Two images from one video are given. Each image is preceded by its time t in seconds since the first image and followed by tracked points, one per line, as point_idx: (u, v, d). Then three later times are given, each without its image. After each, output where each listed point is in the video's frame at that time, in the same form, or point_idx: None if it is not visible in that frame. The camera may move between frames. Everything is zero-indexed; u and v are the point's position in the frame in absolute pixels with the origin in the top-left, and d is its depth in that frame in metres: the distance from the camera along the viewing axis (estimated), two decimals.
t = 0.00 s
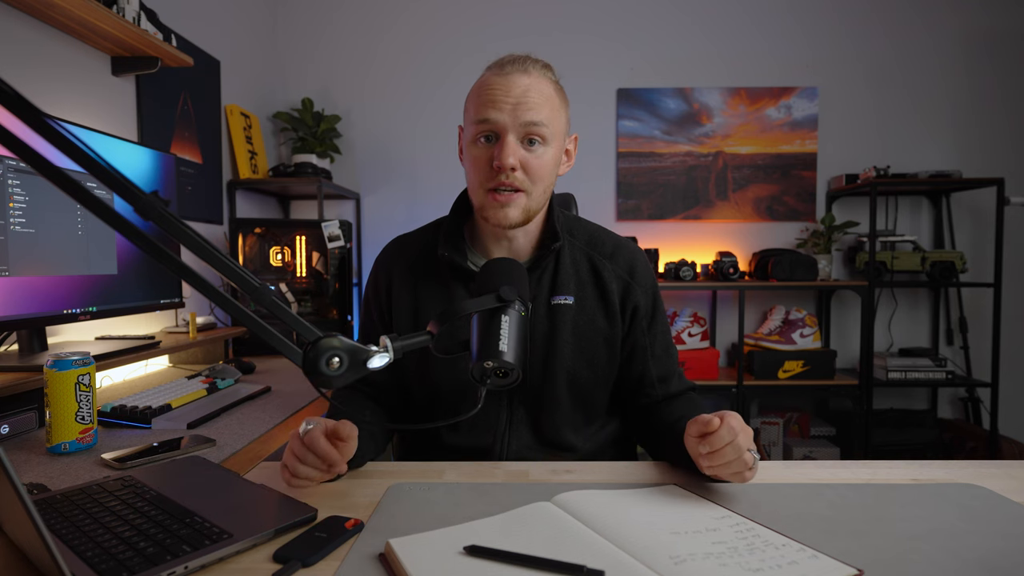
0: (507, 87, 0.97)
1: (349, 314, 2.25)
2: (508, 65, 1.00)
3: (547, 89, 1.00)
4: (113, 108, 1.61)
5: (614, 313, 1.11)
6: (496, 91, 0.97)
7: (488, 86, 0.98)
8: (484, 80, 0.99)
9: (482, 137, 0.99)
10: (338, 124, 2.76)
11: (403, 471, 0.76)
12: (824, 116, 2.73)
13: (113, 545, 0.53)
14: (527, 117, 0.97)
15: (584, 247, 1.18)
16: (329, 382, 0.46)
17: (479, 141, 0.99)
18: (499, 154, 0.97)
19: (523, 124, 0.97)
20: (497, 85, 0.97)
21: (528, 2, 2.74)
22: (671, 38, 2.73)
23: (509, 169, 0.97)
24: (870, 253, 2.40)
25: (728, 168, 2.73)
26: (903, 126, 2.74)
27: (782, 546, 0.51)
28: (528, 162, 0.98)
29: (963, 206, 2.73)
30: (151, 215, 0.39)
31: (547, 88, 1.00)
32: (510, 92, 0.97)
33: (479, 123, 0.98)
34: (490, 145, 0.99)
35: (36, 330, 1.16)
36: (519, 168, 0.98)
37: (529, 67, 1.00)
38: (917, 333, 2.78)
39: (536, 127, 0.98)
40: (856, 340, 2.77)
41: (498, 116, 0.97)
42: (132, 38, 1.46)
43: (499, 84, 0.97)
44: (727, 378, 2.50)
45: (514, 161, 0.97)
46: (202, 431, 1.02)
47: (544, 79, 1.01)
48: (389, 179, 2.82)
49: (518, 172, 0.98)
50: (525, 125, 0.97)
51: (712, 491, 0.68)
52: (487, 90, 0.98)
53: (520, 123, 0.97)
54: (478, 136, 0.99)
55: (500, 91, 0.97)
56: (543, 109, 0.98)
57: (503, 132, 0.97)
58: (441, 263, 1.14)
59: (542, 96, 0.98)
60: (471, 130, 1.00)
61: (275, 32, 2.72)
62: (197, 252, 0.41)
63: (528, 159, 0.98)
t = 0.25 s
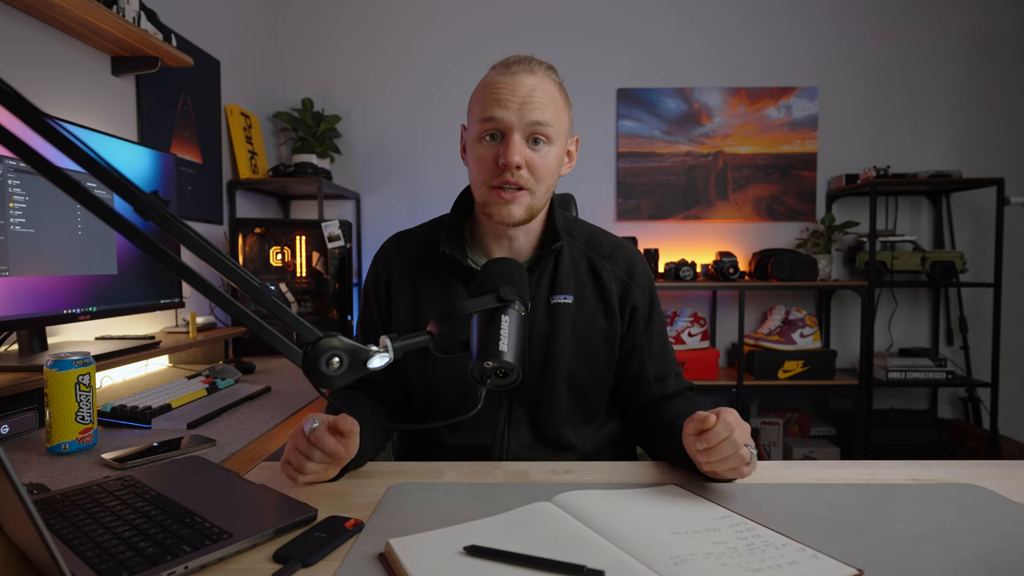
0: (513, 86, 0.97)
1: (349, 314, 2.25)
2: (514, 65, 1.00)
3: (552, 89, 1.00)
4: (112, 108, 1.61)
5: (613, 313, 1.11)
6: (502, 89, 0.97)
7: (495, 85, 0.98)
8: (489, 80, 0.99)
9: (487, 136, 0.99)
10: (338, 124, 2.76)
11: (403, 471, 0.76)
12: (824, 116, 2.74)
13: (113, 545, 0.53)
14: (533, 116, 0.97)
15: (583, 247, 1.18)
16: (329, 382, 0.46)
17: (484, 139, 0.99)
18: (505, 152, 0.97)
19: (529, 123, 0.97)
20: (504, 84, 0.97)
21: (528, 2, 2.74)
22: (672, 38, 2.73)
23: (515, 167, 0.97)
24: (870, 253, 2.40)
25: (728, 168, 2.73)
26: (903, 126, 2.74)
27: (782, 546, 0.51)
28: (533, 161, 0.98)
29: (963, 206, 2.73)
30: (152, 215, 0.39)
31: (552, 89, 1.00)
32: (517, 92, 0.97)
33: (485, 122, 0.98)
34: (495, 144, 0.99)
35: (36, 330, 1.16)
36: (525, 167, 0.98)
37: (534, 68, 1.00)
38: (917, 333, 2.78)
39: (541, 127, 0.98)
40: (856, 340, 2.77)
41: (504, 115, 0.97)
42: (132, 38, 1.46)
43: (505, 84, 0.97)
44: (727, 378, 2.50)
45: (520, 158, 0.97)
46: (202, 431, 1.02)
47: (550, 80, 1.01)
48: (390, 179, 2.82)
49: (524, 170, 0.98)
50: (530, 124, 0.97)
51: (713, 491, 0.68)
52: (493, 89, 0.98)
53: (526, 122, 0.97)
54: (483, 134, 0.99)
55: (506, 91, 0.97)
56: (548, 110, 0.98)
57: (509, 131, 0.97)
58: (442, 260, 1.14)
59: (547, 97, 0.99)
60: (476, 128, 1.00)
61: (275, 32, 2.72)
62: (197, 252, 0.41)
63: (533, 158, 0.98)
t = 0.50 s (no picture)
0: (528, 91, 0.99)
1: (349, 314, 2.26)
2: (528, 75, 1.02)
3: (562, 98, 1.03)
4: (112, 108, 1.61)
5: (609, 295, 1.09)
6: (517, 93, 0.99)
7: (509, 90, 1.00)
8: (503, 85, 1.01)
9: (501, 134, 0.99)
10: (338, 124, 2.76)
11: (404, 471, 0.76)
12: (824, 116, 2.74)
13: (113, 545, 0.53)
14: (545, 119, 0.98)
15: (583, 239, 1.18)
16: (329, 382, 0.46)
17: (499, 139, 0.99)
18: (519, 148, 0.97)
19: (542, 125, 0.98)
20: (519, 88, 0.99)
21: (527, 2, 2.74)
22: (671, 38, 2.73)
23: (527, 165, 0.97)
24: (870, 253, 2.40)
25: (728, 168, 2.73)
26: (903, 126, 2.74)
27: (782, 546, 0.51)
28: (545, 161, 0.98)
29: (963, 206, 2.73)
30: (151, 215, 0.39)
31: (562, 98, 1.03)
32: (532, 95, 0.98)
33: (500, 123, 0.99)
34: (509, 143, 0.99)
35: (36, 330, 1.16)
36: (537, 166, 0.98)
37: (546, 79, 1.03)
38: (918, 333, 2.78)
39: (554, 130, 0.99)
40: (856, 340, 2.78)
41: (517, 115, 0.98)
42: (132, 38, 1.46)
43: (519, 88, 0.99)
44: (726, 378, 2.50)
45: (533, 154, 0.97)
46: (202, 431, 1.02)
47: (561, 90, 1.03)
48: (390, 178, 2.82)
49: (536, 167, 0.98)
50: (543, 126, 0.98)
51: (713, 491, 0.68)
52: (506, 93, 1.00)
53: (539, 124, 0.98)
54: (497, 133, 0.99)
55: (521, 93, 0.98)
56: (560, 115, 1.00)
57: (523, 131, 0.98)
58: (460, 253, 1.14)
59: (559, 104, 1.01)
60: (490, 128, 1.00)
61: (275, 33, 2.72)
62: (197, 252, 0.40)
63: (546, 158, 0.99)
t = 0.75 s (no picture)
0: (530, 91, 0.99)
1: (349, 314, 2.26)
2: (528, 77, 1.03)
3: (564, 99, 1.04)
4: (112, 108, 1.61)
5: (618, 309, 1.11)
6: (519, 94, 0.99)
7: (511, 91, 1.00)
8: (505, 86, 1.01)
9: (503, 133, 0.99)
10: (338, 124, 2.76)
11: (403, 471, 0.76)
12: (824, 116, 2.74)
13: (113, 546, 0.53)
14: (548, 118, 0.99)
15: (588, 246, 1.18)
16: (329, 382, 0.46)
17: (502, 138, 0.99)
18: (522, 146, 0.97)
19: (545, 124, 0.99)
20: (520, 89, 1.00)
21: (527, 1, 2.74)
22: (671, 38, 2.73)
23: (531, 162, 0.97)
24: (870, 253, 2.40)
25: (728, 168, 2.73)
26: (903, 126, 2.74)
27: (782, 546, 0.52)
28: (549, 159, 0.98)
29: (963, 206, 2.73)
30: (152, 215, 0.39)
31: (563, 99, 1.03)
32: (533, 95, 0.99)
33: (502, 122, 0.99)
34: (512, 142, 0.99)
35: (36, 330, 1.16)
36: (540, 163, 0.98)
37: (547, 80, 1.04)
38: (917, 333, 2.78)
39: (556, 129, 0.99)
40: (856, 340, 2.78)
41: (520, 114, 0.98)
42: (132, 38, 1.46)
43: (521, 88, 1.00)
44: (726, 378, 2.50)
45: (536, 153, 0.97)
46: (202, 431, 1.02)
47: (561, 91, 1.04)
48: (390, 178, 2.82)
49: (540, 166, 0.98)
50: (545, 125, 0.99)
51: (712, 491, 0.68)
52: (509, 94, 1.00)
53: (541, 123, 0.98)
54: (499, 132, 0.99)
55: (522, 93, 0.99)
56: (561, 115, 1.00)
57: (526, 129, 0.98)
58: (451, 262, 1.15)
59: (561, 104, 1.01)
60: (492, 128, 1.00)
61: (275, 32, 2.72)
62: (197, 252, 0.41)
63: (549, 156, 0.98)
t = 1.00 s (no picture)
0: (510, 95, 0.97)
1: (349, 314, 2.26)
2: (511, 75, 1.00)
3: (546, 96, 1.01)
4: (112, 108, 1.61)
5: (616, 308, 1.11)
6: (499, 99, 0.98)
7: (492, 95, 0.98)
8: (484, 90, 1.00)
9: (485, 143, 0.99)
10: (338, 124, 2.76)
11: (403, 471, 0.76)
12: (824, 116, 2.74)
13: (113, 545, 0.53)
14: (529, 122, 0.97)
15: (585, 245, 1.19)
16: (329, 382, 0.46)
17: (484, 147, 0.99)
18: (504, 156, 0.97)
19: (527, 129, 0.97)
20: (501, 93, 0.98)
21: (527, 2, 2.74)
22: (671, 38, 2.73)
23: (513, 172, 0.97)
24: (870, 253, 2.40)
25: (728, 168, 2.73)
26: (903, 126, 2.74)
27: (782, 546, 0.51)
28: (532, 166, 0.98)
29: (963, 206, 2.73)
30: (152, 215, 0.39)
31: (546, 95, 1.01)
32: (513, 100, 0.97)
33: (483, 130, 0.98)
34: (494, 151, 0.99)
35: (36, 330, 1.16)
36: (523, 171, 0.98)
37: (528, 76, 1.01)
38: (917, 333, 2.78)
39: (539, 133, 0.98)
40: (856, 340, 2.78)
41: (500, 121, 0.97)
42: (132, 38, 1.46)
43: (500, 92, 0.98)
44: (727, 378, 2.50)
45: (518, 162, 0.97)
46: (202, 431, 1.02)
47: (545, 89, 1.01)
48: (390, 178, 2.82)
49: (522, 174, 0.98)
50: (527, 130, 0.97)
51: (712, 491, 0.68)
52: (488, 99, 0.98)
53: (523, 128, 0.97)
54: (481, 142, 0.99)
55: (501, 99, 0.97)
56: (544, 116, 0.98)
57: (507, 137, 0.97)
58: (450, 263, 1.15)
59: (544, 103, 0.99)
60: (476, 136, 1.00)
61: (275, 33, 2.72)
62: (197, 252, 0.40)
63: (533, 163, 0.98)
